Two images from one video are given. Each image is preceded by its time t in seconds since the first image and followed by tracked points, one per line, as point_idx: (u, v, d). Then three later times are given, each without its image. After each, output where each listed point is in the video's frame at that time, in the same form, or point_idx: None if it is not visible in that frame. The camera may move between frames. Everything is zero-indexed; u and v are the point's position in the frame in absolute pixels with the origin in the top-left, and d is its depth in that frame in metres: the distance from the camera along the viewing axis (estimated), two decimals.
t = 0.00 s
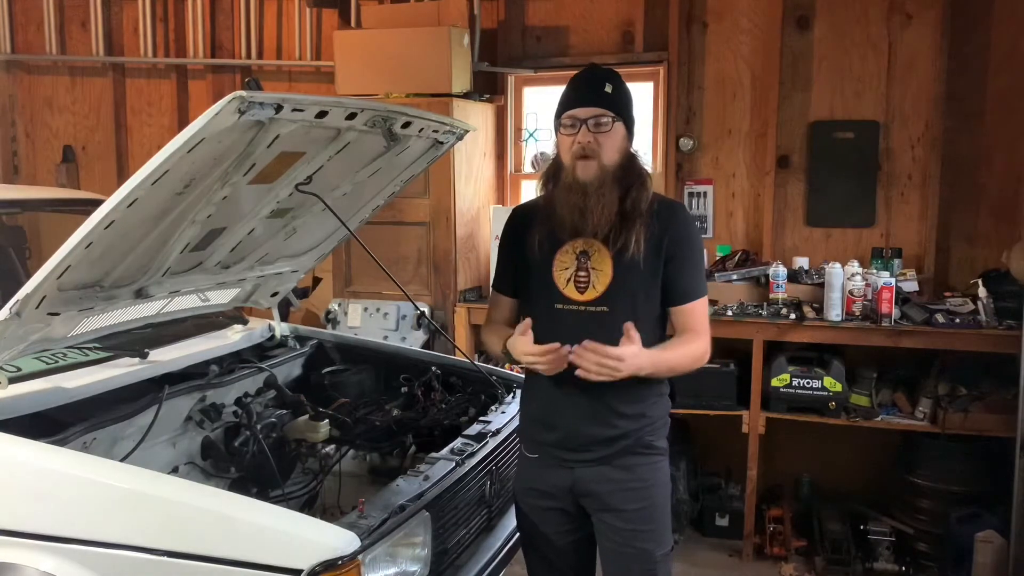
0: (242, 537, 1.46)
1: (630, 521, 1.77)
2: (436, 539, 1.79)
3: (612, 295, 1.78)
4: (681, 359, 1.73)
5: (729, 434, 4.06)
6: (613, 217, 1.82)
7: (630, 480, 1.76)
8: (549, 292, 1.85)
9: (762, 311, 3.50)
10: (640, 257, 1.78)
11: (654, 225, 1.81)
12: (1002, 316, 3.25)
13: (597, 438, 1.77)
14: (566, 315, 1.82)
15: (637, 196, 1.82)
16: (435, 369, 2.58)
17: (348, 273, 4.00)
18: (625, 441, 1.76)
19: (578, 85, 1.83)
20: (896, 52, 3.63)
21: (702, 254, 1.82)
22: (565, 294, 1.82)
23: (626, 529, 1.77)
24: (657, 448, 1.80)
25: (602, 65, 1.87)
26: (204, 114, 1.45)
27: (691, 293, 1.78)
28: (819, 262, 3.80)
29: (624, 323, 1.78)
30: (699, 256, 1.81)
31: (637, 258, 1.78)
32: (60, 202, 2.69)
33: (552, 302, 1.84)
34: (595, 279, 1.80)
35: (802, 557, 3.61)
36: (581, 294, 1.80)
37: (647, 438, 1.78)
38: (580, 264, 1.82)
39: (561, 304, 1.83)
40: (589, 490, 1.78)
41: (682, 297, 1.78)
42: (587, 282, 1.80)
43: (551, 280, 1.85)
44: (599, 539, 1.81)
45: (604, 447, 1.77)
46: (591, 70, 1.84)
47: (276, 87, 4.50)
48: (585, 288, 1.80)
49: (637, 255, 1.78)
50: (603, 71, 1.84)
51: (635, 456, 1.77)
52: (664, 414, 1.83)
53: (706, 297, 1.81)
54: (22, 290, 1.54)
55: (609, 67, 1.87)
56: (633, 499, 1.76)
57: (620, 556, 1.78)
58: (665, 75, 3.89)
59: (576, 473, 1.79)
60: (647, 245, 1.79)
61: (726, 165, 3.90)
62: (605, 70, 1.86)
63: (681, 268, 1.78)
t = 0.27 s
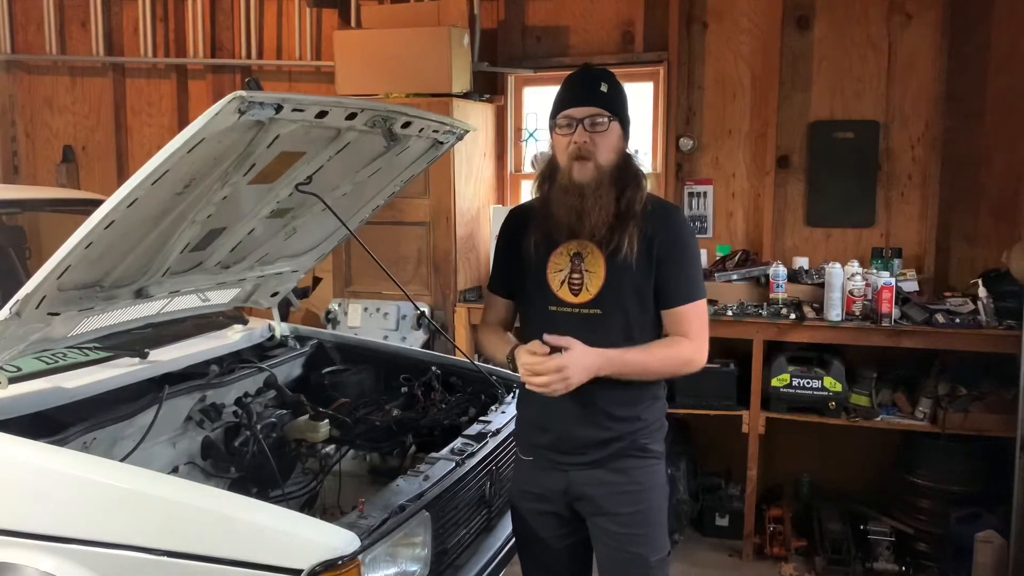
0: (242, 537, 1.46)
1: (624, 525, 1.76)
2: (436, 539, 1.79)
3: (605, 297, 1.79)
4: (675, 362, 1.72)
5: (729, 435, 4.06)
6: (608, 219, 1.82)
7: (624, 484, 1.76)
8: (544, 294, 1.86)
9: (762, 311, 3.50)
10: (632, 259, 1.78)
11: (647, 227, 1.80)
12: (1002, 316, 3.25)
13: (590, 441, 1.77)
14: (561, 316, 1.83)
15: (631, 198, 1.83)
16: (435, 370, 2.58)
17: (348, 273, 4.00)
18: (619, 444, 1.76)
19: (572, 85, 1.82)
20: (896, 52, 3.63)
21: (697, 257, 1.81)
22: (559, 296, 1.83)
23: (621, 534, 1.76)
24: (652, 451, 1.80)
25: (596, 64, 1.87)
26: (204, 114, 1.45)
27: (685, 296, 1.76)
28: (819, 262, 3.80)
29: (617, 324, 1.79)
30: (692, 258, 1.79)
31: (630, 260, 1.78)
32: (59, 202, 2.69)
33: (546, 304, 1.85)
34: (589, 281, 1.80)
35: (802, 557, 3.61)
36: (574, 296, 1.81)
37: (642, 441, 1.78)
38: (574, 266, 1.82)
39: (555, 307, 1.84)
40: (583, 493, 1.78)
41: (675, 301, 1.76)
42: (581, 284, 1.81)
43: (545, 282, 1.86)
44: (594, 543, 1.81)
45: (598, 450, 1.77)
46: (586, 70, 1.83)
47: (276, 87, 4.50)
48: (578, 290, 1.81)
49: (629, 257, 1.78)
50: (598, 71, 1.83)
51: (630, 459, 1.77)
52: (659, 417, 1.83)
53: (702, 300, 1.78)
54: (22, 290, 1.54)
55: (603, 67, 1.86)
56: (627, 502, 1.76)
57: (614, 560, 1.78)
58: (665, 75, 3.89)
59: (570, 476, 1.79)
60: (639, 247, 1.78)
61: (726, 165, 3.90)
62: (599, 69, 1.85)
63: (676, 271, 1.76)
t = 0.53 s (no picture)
0: (242, 537, 1.46)
1: (618, 526, 1.76)
2: (436, 539, 1.79)
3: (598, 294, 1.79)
4: (681, 351, 1.75)
5: (729, 435, 4.06)
6: (604, 218, 1.82)
7: (618, 484, 1.76)
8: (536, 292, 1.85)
9: (762, 311, 3.50)
10: (626, 256, 1.80)
11: (641, 224, 1.82)
12: (1002, 316, 3.25)
13: (583, 442, 1.76)
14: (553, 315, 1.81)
15: (626, 197, 1.82)
16: (435, 369, 2.58)
17: (348, 273, 4.00)
18: (612, 443, 1.76)
19: (565, 86, 1.83)
20: (896, 52, 3.63)
21: (691, 250, 1.84)
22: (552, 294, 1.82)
23: (615, 534, 1.77)
24: (647, 450, 1.80)
25: (588, 64, 1.88)
26: (204, 114, 1.45)
27: (680, 291, 1.79)
28: (819, 262, 3.80)
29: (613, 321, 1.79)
30: (686, 253, 1.82)
31: (624, 258, 1.80)
32: (59, 201, 2.69)
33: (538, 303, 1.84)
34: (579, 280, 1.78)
35: (802, 557, 3.61)
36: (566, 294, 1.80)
37: (636, 440, 1.78)
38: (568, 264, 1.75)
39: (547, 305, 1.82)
40: (577, 494, 1.78)
41: (671, 295, 1.79)
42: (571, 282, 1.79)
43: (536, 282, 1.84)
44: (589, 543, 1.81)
45: (591, 450, 1.76)
46: (578, 70, 1.85)
47: (276, 87, 4.50)
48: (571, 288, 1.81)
49: (623, 254, 1.80)
50: (590, 70, 1.85)
51: (624, 459, 1.77)
52: (652, 416, 1.83)
53: (697, 294, 1.82)
54: (21, 290, 1.54)
55: (595, 67, 1.88)
56: (621, 503, 1.76)
57: (609, 561, 1.78)
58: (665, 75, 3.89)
59: (564, 477, 1.79)
60: (633, 245, 1.80)
61: (726, 165, 3.90)
62: (592, 69, 1.86)
63: (671, 266, 1.79)
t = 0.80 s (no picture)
0: (243, 537, 1.46)
1: (621, 523, 1.77)
2: (436, 539, 1.79)
3: (592, 291, 1.77)
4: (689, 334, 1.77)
5: (729, 434, 4.06)
6: (594, 216, 1.81)
7: (620, 482, 1.77)
8: (526, 293, 1.82)
9: (762, 311, 3.51)
10: (619, 253, 1.78)
11: (630, 222, 1.81)
12: (1003, 316, 3.24)
13: (585, 441, 1.77)
14: (547, 314, 1.79)
15: (614, 195, 1.83)
16: (435, 369, 2.58)
17: (348, 273, 4.00)
18: (613, 441, 1.77)
19: (555, 83, 1.85)
20: (896, 52, 3.63)
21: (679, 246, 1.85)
22: (544, 294, 1.79)
23: (619, 532, 1.77)
24: (646, 446, 1.81)
25: (574, 64, 1.92)
26: (204, 114, 1.45)
27: (674, 284, 1.81)
28: (819, 262, 3.80)
29: (611, 318, 1.77)
30: (675, 247, 1.83)
31: (616, 256, 1.78)
32: (59, 201, 2.69)
33: (530, 302, 1.81)
34: (574, 277, 1.78)
35: (802, 557, 3.61)
36: (560, 292, 1.78)
37: (636, 436, 1.79)
38: (557, 263, 1.80)
39: (540, 305, 1.79)
40: (580, 494, 1.79)
41: (664, 288, 1.81)
42: (566, 280, 1.78)
43: (528, 282, 1.82)
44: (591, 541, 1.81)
45: (592, 450, 1.77)
46: (567, 69, 1.88)
47: (276, 87, 4.50)
48: (564, 287, 1.78)
49: (616, 251, 1.78)
50: (578, 70, 1.88)
51: (625, 455, 1.78)
52: (651, 412, 1.84)
53: (686, 286, 1.84)
54: (21, 290, 1.54)
55: (580, 67, 1.91)
56: (623, 500, 1.76)
57: (613, 559, 1.78)
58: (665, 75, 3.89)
59: (565, 477, 1.79)
60: (624, 242, 1.79)
61: (726, 165, 3.90)
62: (579, 70, 1.90)
63: (663, 259, 1.80)
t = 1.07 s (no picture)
0: (243, 537, 1.46)
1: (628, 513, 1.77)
2: (436, 539, 1.79)
3: (590, 294, 1.77)
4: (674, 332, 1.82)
5: (729, 434, 4.05)
6: (586, 218, 1.81)
7: (626, 471, 1.78)
8: (525, 299, 1.81)
9: (762, 311, 3.51)
10: (614, 255, 1.79)
11: (622, 224, 1.82)
12: (1003, 316, 3.25)
13: (590, 433, 1.77)
14: (546, 319, 1.79)
15: (605, 196, 1.83)
16: (434, 369, 2.58)
17: (348, 273, 4.00)
18: (618, 432, 1.78)
19: (543, 84, 1.85)
20: (896, 52, 3.63)
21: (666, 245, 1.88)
22: (543, 298, 1.79)
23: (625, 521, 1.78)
24: (648, 434, 1.83)
25: (557, 66, 1.92)
26: (204, 114, 1.45)
27: (664, 283, 1.83)
28: (818, 262, 3.80)
29: (606, 319, 1.78)
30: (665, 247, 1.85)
31: (612, 258, 1.78)
32: (60, 201, 2.69)
33: (530, 308, 1.81)
34: (572, 279, 1.78)
35: (802, 557, 3.60)
36: (559, 296, 1.78)
37: (638, 425, 1.81)
38: (554, 267, 1.79)
39: (540, 309, 1.79)
40: (587, 485, 1.79)
41: (655, 288, 1.82)
42: (564, 284, 1.78)
43: (526, 286, 1.81)
44: (596, 533, 1.82)
45: (598, 442, 1.77)
46: (552, 70, 1.88)
47: (276, 87, 4.50)
48: (562, 290, 1.78)
49: (610, 254, 1.78)
50: (562, 71, 1.89)
51: (629, 444, 1.79)
52: (649, 402, 1.87)
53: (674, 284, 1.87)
54: (22, 290, 1.54)
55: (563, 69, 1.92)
56: (629, 489, 1.77)
57: (621, 549, 1.77)
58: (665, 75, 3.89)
59: (571, 470, 1.79)
60: (619, 244, 1.80)
61: (726, 165, 3.90)
62: (563, 71, 1.90)
63: (656, 259, 1.81)
